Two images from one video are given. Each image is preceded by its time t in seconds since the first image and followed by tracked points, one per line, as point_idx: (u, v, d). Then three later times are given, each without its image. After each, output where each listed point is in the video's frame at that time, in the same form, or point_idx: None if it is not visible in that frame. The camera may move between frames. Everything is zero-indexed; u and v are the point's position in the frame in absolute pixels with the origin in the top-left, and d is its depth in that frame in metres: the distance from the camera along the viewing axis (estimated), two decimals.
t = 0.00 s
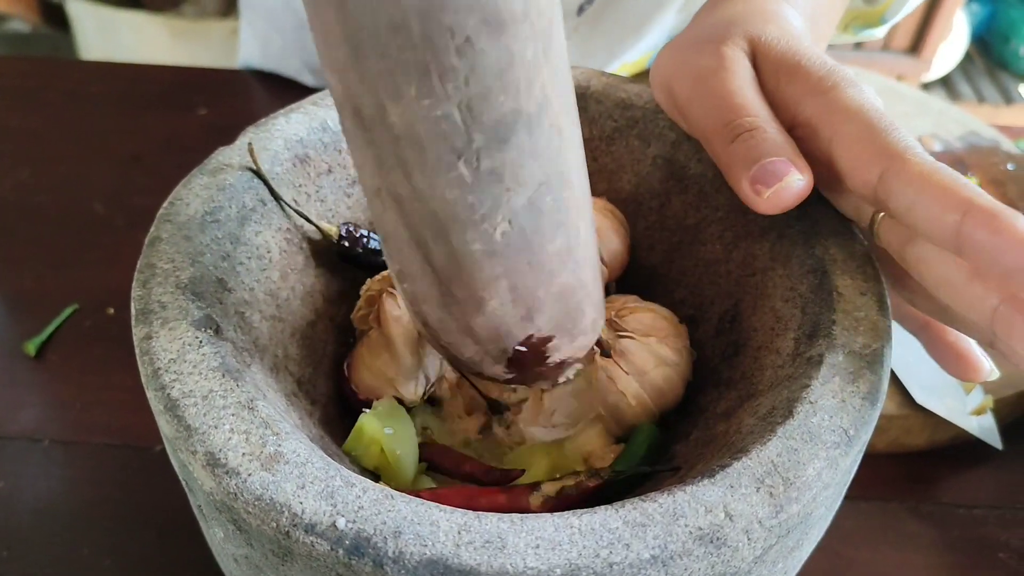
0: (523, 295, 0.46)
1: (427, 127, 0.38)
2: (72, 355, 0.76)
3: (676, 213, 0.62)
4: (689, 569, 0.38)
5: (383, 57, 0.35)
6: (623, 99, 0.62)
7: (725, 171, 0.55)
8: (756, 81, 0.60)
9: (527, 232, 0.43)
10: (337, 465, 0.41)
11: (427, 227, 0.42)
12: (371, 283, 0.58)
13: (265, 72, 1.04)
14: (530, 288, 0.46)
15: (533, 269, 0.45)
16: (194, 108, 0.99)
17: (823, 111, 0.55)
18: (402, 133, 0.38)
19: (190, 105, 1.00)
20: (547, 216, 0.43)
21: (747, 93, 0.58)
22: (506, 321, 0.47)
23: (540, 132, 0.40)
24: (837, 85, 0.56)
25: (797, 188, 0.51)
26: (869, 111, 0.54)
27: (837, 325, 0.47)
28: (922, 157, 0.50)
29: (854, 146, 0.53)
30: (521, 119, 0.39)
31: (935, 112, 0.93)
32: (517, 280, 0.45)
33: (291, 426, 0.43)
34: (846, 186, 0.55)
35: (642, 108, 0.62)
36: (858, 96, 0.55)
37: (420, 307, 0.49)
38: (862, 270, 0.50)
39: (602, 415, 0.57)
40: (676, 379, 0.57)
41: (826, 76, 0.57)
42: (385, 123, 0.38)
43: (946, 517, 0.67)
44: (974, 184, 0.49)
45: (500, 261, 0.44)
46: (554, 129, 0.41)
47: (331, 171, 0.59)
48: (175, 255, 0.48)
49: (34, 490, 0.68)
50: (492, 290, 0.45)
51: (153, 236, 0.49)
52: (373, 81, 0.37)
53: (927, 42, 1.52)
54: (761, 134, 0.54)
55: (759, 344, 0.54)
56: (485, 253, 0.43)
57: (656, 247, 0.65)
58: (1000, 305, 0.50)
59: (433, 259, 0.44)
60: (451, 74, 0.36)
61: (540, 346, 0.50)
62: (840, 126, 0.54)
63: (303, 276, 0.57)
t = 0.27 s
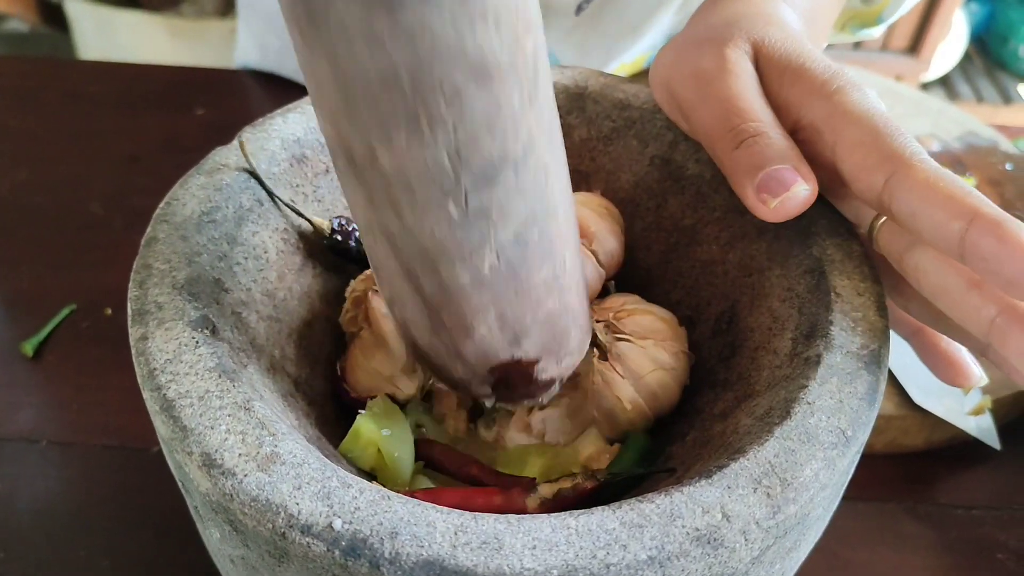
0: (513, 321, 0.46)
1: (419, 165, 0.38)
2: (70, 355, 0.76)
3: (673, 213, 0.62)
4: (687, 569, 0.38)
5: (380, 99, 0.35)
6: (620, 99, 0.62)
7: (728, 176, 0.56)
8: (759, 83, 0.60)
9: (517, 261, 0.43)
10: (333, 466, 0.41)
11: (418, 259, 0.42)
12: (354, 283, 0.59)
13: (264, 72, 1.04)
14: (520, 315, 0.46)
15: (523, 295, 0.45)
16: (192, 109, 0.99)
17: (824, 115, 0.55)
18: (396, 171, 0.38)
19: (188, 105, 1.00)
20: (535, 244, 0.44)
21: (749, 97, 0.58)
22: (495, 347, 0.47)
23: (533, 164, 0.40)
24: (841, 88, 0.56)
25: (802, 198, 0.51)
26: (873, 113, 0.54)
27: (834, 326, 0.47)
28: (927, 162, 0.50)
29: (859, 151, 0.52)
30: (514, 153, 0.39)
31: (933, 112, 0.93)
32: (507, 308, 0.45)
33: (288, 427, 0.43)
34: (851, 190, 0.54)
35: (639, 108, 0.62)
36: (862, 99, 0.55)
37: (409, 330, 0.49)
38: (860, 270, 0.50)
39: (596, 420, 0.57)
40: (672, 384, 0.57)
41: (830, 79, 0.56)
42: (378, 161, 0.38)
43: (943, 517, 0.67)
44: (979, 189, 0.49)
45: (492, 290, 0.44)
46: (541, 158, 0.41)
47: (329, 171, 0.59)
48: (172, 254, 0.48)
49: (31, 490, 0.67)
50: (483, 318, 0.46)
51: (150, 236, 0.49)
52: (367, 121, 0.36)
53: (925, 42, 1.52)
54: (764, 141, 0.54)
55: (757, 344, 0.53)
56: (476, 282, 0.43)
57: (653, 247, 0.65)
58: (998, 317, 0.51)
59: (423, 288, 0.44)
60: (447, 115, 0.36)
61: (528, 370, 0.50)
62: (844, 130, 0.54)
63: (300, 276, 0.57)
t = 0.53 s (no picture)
0: (505, 316, 0.47)
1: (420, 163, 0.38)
2: (63, 356, 0.76)
3: (667, 215, 0.62)
4: (680, 572, 0.38)
5: (388, 93, 0.35)
6: (614, 100, 0.62)
7: (722, 180, 0.56)
8: (753, 87, 0.60)
9: (511, 259, 0.44)
10: (326, 468, 0.41)
11: (411, 251, 0.42)
12: (332, 267, 0.57)
13: (259, 72, 1.04)
14: (512, 308, 0.46)
15: (514, 292, 0.45)
16: (186, 109, 0.99)
17: (816, 119, 0.55)
18: (397, 165, 0.38)
19: (182, 105, 0.99)
20: (530, 242, 0.44)
21: (743, 100, 0.58)
22: (486, 339, 0.47)
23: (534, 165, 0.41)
24: (836, 92, 0.56)
25: (794, 204, 0.51)
26: (866, 117, 0.54)
27: (828, 327, 0.47)
28: (919, 167, 0.50)
29: (851, 156, 0.53)
30: (515, 154, 0.39)
31: (927, 114, 0.93)
32: (496, 303, 0.46)
33: (281, 428, 0.43)
34: (844, 194, 0.55)
35: (633, 110, 0.62)
36: (857, 103, 0.55)
37: (398, 324, 0.49)
38: (854, 271, 0.50)
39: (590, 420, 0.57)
40: (664, 388, 0.57)
41: (824, 84, 0.56)
42: (378, 154, 0.38)
43: (937, 519, 0.67)
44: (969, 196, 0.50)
45: (484, 286, 0.44)
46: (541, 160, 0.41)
47: (322, 171, 0.59)
48: (165, 256, 0.48)
49: (24, 492, 0.67)
50: (474, 311, 0.45)
51: (143, 237, 0.49)
52: (373, 114, 0.36)
53: (921, 44, 1.53)
54: (758, 145, 0.54)
55: (751, 345, 0.53)
56: (469, 276, 0.43)
57: (647, 249, 0.65)
58: (984, 325, 0.51)
59: (414, 280, 0.44)
60: (453, 112, 0.36)
61: (515, 364, 0.50)
62: (836, 135, 0.54)
63: (293, 278, 0.57)
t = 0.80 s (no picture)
0: (511, 300, 0.45)
1: (429, 128, 0.36)
2: (61, 357, 0.76)
3: (666, 215, 0.62)
4: (680, 572, 0.38)
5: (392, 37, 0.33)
6: (612, 101, 0.62)
7: (719, 180, 0.56)
8: (751, 87, 0.60)
9: (519, 232, 0.42)
10: (325, 468, 0.41)
11: (415, 219, 0.40)
12: (336, 279, 0.57)
13: (257, 73, 1.04)
14: (519, 291, 0.44)
15: (523, 271, 0.44)
16: (185, 109, 0.99)
17: (814, 120, 0.55)
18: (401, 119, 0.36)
19: (180, 106, 0.99)
20: (538, 215, 0.42)
21: (741, 101, 0.58)
22: (489, 324, 0.45)
23: (547, 153, 0.40)
24: (833, 92, 0.56)
25: (791, 205, 0.51)
26: (864, 117, 0.54)
27: (826, 327, 0.47)
28: (916, 168, 0.50)
29: (847, 156, 0.53)
30: (525, 111, 0.38)
31: (925, 114, 0.93)
32: (508, 295, 0.45)
33: (279, 430, 0.43)
34: (842, 195, 0.55)
35: (631, 110, 0.62)
36: (854, 103, 0.55)
37: (399, 314, 0.47)
38: (852, 271, 0.50)
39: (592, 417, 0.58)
40: (663, 390, 0.57)
41: (822, 84, 0.56)
42: (381, 107, 0.36)
43: (936, 518, 0.67)
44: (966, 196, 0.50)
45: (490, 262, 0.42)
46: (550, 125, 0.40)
47: (321, 172, 0.59)
48: (163, 256, 0.48)
49: (23, 493, 0.67)
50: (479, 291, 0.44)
51: (141, 238, 0.49)
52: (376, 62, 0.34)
53: (919, 44, 1.53)
54: (755, 146, 0.54)
55: (749, 345, 0.53)
56: (474, 251, 0.42)
57: (646, 249, 0.65)
58: (977, 325, 0.51)
59: (417, 254, 0.42)
60: (462, 59, 0.34)
61: (525, 365, 0.49)
62: (833, 135, 0.54)
63: (291, 279, 0.57)
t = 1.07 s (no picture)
0: (488, 313, 0.45)
1: (402, 147, 0.37)
2: (51, 360, 0.76)
3: (655, 216, 0.62)
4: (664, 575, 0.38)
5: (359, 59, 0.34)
6: (600, 101, 0.62)
7: (707, 180, 0.56)
8: (738, 87, 0.60)
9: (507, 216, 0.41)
10: (308, 473, 0.41)
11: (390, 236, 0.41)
12: (330, 279, 0.58)
13: (248, 75, 1.04)
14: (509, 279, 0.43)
15: (500, 285, 0.44)
16: (176, 111, 0.99)
17: (802, 119, 0.55)
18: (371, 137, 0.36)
19: (171, 108, 0.99)
20: (513, 228, 0.42)
21: (729, 100, 0.58)
22: (469, 338, 0.46)
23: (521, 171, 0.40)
24: (820, 91, 0.56)
25: (778, 206, 0.51)
26: (851, 117, 0.54)
27: (812, 328, 0.47)
28: (902, 167, 0.50)
29: (834, 154, 0.52)
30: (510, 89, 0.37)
31: (917, 112, 0.93)
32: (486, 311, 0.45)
33: (263, 434, 0.43)
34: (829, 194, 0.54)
35: (619, 110, 0.62)
36: (841, 102, 0.55)
37: (379, 326, 0.47)
38: (840, 271, 0.50)
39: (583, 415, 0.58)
40: (647, 397, 0.56)
41: (808, 83, 0.56)
42: (351, 123, 0.36)
43: (927, 518, 0.67)
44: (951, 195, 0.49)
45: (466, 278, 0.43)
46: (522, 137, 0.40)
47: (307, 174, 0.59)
48: (148, 260, 0.48)
49: (11, 497, 0.67)
50: (456, 307, 0.44)
51: (126, 242, 0.49)
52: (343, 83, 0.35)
53: (913, 42, 1.53)
54: (742, 146, 0.54)
55: (737, 346, 0.53)
56: (450, 266, 0.42)
57: (635, 250, 0.64)
58: (962, 325, 0.51)
59: (393, 271, 0.42)
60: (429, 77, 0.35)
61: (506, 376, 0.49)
62: (820, 134, 0.54)
63: (278, 281, 0.57)
